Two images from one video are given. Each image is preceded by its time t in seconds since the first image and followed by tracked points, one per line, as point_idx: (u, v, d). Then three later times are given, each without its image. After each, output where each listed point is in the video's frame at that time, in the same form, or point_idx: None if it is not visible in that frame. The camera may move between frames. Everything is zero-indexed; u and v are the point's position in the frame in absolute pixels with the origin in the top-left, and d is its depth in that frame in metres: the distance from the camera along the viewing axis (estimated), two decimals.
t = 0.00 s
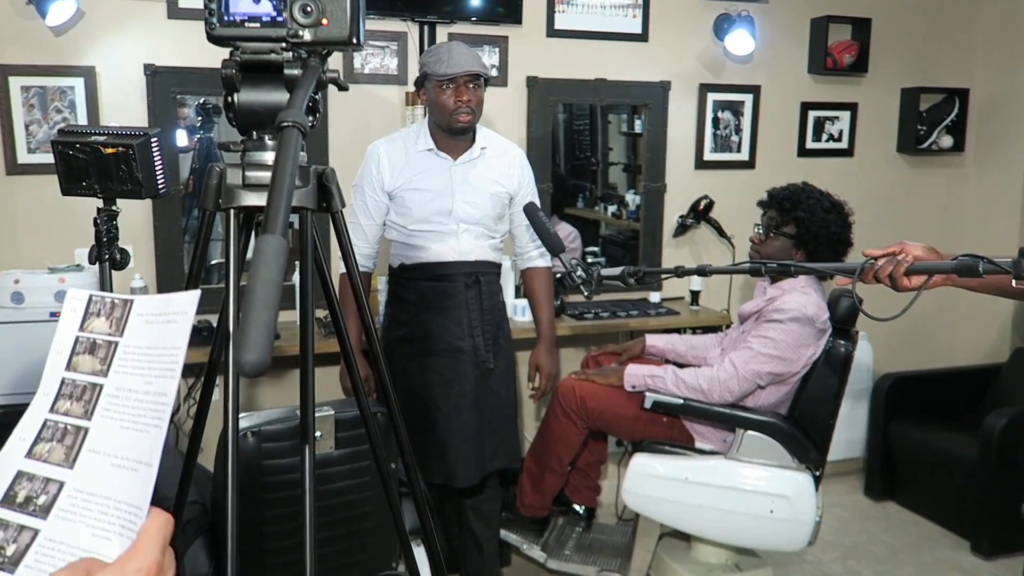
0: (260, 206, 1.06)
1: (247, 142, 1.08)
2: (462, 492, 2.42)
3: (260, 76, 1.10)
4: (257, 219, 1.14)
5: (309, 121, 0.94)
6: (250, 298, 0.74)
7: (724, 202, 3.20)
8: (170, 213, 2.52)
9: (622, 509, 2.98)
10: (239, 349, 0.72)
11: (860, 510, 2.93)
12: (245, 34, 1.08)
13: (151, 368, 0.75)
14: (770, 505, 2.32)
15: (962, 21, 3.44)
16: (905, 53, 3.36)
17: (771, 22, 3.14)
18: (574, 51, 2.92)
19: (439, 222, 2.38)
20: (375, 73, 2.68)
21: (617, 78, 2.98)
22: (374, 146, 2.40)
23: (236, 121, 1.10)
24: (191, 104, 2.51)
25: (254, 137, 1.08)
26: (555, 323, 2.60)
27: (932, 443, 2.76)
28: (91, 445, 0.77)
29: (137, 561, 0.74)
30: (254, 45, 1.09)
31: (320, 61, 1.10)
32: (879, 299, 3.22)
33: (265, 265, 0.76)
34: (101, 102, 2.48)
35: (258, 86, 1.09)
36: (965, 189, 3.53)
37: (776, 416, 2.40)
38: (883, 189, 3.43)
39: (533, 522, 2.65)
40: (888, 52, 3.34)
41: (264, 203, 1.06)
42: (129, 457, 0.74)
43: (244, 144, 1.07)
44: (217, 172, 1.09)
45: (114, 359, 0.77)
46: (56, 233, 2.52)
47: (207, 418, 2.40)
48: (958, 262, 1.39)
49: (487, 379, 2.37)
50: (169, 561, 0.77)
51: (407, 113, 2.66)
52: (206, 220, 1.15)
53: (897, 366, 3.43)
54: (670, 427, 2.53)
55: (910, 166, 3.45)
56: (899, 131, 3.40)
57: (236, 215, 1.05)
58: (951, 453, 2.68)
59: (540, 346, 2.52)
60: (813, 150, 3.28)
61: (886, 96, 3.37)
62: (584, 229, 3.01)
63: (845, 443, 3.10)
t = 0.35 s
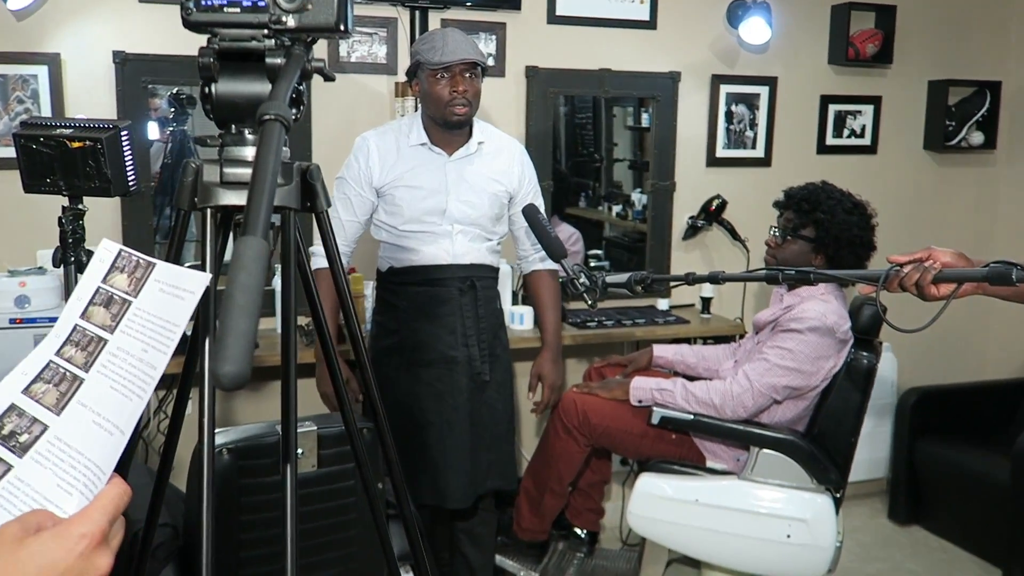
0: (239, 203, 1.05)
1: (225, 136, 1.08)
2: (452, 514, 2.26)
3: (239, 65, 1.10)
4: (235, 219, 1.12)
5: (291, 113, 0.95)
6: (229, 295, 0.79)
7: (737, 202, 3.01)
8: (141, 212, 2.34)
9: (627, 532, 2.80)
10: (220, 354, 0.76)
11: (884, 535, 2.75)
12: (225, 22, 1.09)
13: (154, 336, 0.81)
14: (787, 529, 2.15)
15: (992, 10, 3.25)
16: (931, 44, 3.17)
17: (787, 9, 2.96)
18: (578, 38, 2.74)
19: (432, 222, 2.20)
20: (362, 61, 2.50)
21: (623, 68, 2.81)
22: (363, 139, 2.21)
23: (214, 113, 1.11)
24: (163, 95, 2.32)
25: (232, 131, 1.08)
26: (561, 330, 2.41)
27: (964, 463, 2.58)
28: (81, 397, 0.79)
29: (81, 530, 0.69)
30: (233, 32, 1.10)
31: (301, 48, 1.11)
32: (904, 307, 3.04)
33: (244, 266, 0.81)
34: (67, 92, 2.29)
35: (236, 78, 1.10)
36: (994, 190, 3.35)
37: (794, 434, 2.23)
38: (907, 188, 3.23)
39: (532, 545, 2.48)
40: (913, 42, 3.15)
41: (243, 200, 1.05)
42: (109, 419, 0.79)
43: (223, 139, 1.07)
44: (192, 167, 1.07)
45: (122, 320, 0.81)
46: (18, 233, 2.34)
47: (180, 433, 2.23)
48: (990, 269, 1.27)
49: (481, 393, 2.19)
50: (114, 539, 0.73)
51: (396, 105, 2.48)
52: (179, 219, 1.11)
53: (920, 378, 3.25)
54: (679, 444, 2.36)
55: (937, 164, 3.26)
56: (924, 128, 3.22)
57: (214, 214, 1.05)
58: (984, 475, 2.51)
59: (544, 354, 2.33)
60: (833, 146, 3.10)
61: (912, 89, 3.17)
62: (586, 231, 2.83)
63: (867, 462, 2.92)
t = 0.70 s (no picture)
0: (220, 202, 0.97)
1: (205, 128, 0.98)
2: (452, 538, 2.10)
3: (220, 54, 0.98)
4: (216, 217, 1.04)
5: (278, 106, 0.84)
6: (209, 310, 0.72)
7: (754, 199, 2.85)
8: (113, 208, 2.18)
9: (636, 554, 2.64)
10: (200, 365, 0.69)
11: (913, 558, 2.59)
12: (207, 7, 0.98)
13: (119, 342, 0.80)
14: (808, 553, 2.01)
15: None
16: (962, 32, 3.00)
17: None
18: (584, 24, 2.59)
19: (423, 201, 2.02)
20: (352, 47, 2.34)
21: (632, 56, 2.65)
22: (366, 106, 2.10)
23: (194, 104, 0.99)
24: (138, 83, 2.16)
25: (213, 123, 0.97)
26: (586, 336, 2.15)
27: (1002, 483, 2.42)
28: (41, 406, 0.80)
29: (35, 531, 0.76)
30: (216, 19, 0.98)
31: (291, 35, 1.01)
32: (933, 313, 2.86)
33: (227, 274, 0.73)
34: (34, 79, 2.13)
35: (220, 64, 0.98)
36: None
37: (816, 449, 2.06)
38: (935, 186, 3.06)
39: (535, 569, 2.32)
40: (943, 30, 2.97)
41: (224, 199, 0.97)
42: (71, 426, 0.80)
43: (202, 131, 0.97)
44: (171, 161, 1.00)
45: (85, 329, 0.81)
46: None
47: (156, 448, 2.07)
48: None
49: (483, 406, 2.02)
50: (73, 541, 0.80)
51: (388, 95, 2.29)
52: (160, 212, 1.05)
53: (947, 388, 3.07)
54: (693, 460, 2.21)
55: (968, 159, 3.08)
56: (953, 121, 3.04)
57: (193, 212, 0.97)
58: None
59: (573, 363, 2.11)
60: (858, 140, 2.93)
61: (941, 80, 3.00)
62: (593, 230, 2.66)
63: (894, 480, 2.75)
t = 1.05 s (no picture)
0: (201, 216, 0.86)
1: (185, 136, 0.88)
2: None
3: (203, 56, 0.88)
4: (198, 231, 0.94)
5: (265, 111, 0.72)
6: (187, 330, 0.61)
7: (772, 209, 2.69)
8: (84, 218, 2.03)
9: None
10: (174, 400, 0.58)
11: None
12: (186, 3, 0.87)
13: (94, 369, 0.77)
14: None
15: None
16: (994, 33, 2.85)
17: None
18: (590, 22, 2.45)
19: (426, 210, 1.85)
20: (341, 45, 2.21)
21: (642, 56, 2.51)
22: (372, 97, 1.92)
23: (172, 109, 0.89)
24: (112, 84, 2.02)
25: (194, 130, 0.87)
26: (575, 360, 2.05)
27: None
28: (10, 436, 0.78)
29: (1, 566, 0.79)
30: (198, 17, 0.88)
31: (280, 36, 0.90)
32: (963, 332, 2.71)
33: (208, 291, 0.62)
34: None
35: (201, 65, 0.88)
36: None
37: (839, 480, 1.92)
38: (965, 195, 2.90)
39: None
40: (974, 29, 2.82)
41: (205, 212, 0.86)
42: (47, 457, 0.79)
43: (182, 139, 0.88)
44: (148, 171, 0.89)
45: (60, 356, 0.78)
46: None
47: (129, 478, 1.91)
48: None
49: (487, 436, 1.87)
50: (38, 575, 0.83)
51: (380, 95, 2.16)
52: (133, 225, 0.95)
53: (974, 411, 2.92)
54: (705, 492, 2.06)
55: (1001, 167, 2.92)
56: (983, 126, 2.89)
57: (170, 226, 0.86)
58: None
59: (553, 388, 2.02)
60: (883, 146, 2.78)
61: (971, 83, 2.85)
62: (600, 242, 2.51)
63: (923, 512, 2.59)
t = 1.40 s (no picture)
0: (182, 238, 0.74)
1: (161, 151, 0.76)
2: None
3: (182, 65, 0.77)
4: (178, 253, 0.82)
5: (248, 124, 0.65)
6: (165, 360, 0.54)
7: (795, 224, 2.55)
8: (52, 236, 1.92)
9: None
10: (150, 431, 0.51)
11: None
12: (164, 9, 0.77)
13: (52, 404, 0.78)
14: None
15: None
16: None
17: None
18: (598, 24, 2.32)
19: (426, 233, 1.70)
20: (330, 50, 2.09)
21: (655, 61, 2.37)
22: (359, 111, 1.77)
23: (149, 122, 0.77)
24: (84, 93, 1.91)
25: (172, 143, 0.75)
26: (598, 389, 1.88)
27: None
28: None
29: None
30: (175, 24, 0.77)
31: (265, 45, 0.79)
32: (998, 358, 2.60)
33: (188, 315, 0.55)
34: None
35: (181, 76, 0.76)
36: None
37: (870, 515, 1.76)
38: (999, 208, 2.74)
39: None
40: (1007, 32, 2.67)
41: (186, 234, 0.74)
42: (5, 500, 0.79)
43: (158, 154, 0.76)
44: (122, 188, 0.78)
45: (16, 387, 0.79)
46: None
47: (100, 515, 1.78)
48: None
49: (487, 472, 1.72)
50: None
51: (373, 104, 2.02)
52: (106, 248, 0.84)
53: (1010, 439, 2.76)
54: (725, 529, 1.90)
55: None
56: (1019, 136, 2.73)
57: (147, 249, 0.75)
58: None
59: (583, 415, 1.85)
60: (912, 156, 2.63)
61: (1005, 88, 2.69)
62: (610, 260, 2.36)
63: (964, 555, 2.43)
